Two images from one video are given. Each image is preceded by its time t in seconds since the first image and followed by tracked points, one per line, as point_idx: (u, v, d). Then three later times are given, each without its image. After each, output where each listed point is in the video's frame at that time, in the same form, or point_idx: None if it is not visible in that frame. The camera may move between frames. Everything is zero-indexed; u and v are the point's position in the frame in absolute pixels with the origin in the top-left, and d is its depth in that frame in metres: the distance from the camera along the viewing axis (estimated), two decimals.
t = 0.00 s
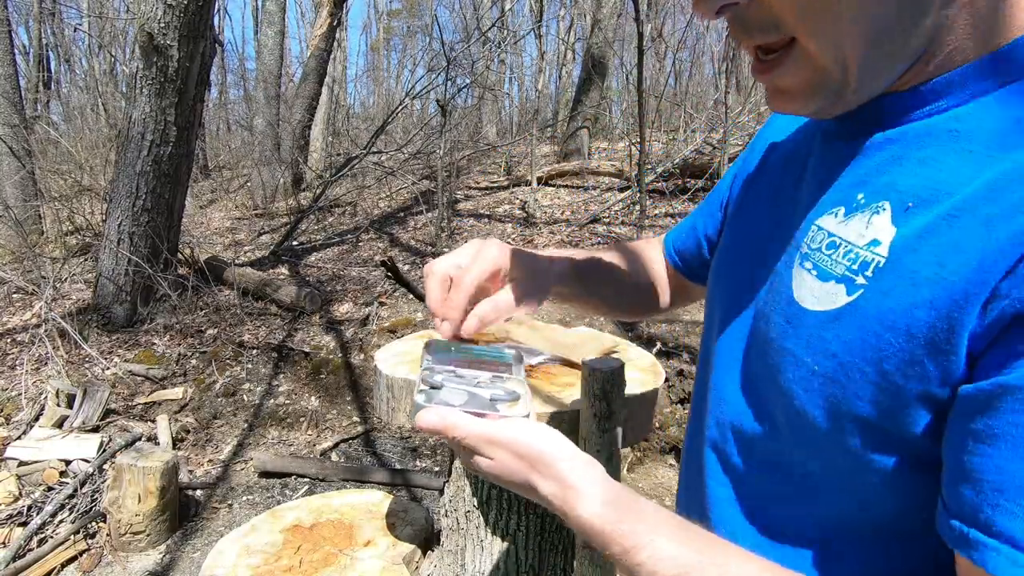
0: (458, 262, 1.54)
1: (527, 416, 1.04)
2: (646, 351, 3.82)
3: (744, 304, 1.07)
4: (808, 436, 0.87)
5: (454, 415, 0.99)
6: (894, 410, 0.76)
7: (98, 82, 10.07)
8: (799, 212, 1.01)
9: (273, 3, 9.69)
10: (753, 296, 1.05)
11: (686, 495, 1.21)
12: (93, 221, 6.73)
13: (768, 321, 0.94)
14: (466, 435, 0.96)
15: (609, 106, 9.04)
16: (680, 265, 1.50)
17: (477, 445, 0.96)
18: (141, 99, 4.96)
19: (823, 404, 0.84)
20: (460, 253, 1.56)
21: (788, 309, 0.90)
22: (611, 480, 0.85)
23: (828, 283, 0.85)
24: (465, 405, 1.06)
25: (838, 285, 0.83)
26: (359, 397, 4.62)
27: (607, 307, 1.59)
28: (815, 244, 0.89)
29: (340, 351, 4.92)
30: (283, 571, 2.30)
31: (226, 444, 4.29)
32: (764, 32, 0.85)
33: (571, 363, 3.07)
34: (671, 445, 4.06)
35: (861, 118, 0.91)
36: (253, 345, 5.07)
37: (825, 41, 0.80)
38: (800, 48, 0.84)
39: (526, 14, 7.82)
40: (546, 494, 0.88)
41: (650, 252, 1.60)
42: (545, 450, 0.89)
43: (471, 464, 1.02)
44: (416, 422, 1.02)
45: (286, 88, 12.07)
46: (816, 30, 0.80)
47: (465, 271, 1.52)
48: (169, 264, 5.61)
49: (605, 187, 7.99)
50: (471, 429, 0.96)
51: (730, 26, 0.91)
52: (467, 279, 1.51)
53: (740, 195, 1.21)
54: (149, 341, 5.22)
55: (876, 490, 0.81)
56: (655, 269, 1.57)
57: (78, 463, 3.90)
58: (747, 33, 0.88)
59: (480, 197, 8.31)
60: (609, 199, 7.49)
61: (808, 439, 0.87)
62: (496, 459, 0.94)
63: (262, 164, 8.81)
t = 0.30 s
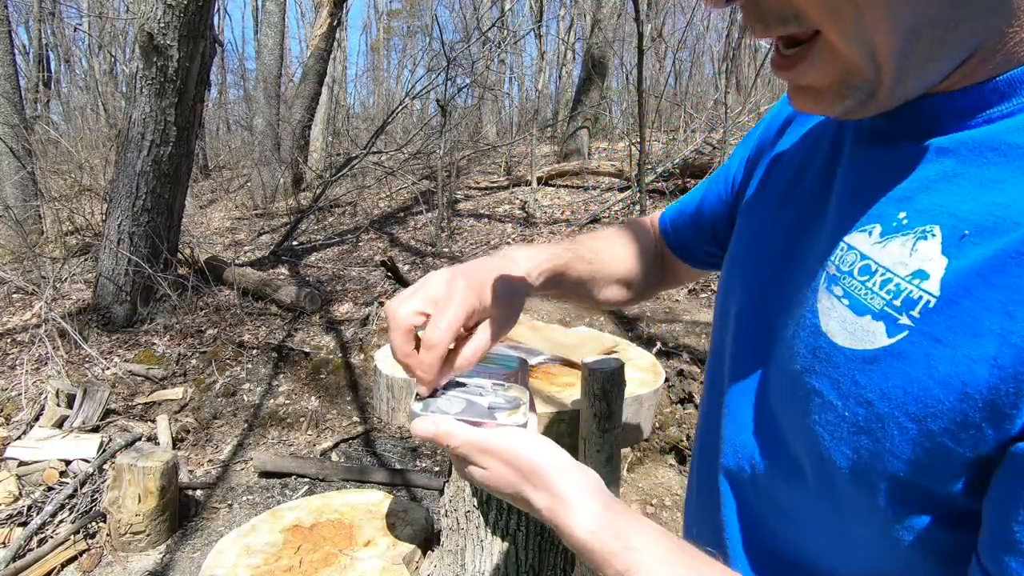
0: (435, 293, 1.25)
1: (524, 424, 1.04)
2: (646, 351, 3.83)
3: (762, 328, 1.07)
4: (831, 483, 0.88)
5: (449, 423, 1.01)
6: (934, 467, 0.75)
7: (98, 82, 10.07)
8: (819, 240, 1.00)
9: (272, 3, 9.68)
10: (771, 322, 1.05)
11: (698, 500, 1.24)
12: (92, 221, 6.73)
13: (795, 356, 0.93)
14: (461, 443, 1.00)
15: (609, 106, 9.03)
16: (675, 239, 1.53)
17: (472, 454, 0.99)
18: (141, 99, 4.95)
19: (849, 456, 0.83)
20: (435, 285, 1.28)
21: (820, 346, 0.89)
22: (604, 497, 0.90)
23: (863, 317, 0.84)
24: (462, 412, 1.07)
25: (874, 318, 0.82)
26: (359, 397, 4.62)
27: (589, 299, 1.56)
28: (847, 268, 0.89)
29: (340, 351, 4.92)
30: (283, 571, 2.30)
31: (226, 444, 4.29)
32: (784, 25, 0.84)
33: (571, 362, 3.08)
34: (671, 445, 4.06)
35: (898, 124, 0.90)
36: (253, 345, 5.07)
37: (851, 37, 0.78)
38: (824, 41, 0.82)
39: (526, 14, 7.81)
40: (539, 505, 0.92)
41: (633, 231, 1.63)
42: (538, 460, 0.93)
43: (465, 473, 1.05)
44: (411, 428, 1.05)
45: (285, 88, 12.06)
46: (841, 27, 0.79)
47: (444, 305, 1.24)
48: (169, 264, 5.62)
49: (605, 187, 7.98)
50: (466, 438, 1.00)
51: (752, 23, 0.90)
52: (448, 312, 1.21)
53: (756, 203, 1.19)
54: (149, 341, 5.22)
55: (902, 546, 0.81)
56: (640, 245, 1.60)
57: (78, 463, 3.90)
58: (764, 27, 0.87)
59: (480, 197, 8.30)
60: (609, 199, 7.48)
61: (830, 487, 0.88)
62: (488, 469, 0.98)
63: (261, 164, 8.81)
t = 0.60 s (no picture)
0: (441, 307, 1.07)
1: (537, 442, 1.00)
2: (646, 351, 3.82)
3: (793, 332, 0.99)
4: (890, 513, 0.77)
5: (457, 440, 0.97)
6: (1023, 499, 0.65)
7: (98, 82, 10.09)
8: (862, 237, 0.92)
9: (272, 3, 9.69)
10: (804, 326, 0.97)
11: (719, 522, 1.14)
12: (92, 221, 6.73)
13: (845, 370, 0.84)
14: (468, 462, 0.95)
15: (608, 106, 9.03)
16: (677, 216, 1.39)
17: (481, 474, 0.95)
18: (141, 99, 4.96)
19: (918, 483, 0.73)
20: (441, 295, 1.09)
21: (878, 354, 0.79)
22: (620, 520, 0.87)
23: (939, 333, 0.73)
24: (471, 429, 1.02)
25: (951, 333, 0.72)
26: (359, 397, 4.62)
27: (595, 278, 1.43)
28: (910, 275, 0.79)
29: (340, 351, 4.92)
30: (283, 571, 2.30)
31: (226, 444, 4.29)
32: (840, 17, 0.84)
33: (571, 362, 3.08)
34: (671, 444, 4.05)
35: (948, 120, 0.83)
36: (253, 345, 5.07)
37: (922, 32, 0.77)
38: (885, 32, 0.81)
39: (526, 14, 7.81)
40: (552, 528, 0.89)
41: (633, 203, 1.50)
42: (551, 478, 0.90)
43: (472, 494, 1.01)
44: (415, 445, 1.00)
45: (285, 88, 12.06)
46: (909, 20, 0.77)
47: (451, 323, 1.06)
48: (169, 264, 5.62)
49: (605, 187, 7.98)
50: (475, 456, 0.95)
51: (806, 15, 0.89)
52: (458, 336, 1.04)
53: (782, 199, 1.11)
54: (149, 341, 5.22)
55: None
56: (643, 216, 1.47)
57: (77, 463, 3.89)
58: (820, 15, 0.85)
59: (480, 197, 8.31)
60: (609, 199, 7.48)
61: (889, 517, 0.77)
62: (498, 489, 0.94)
63: (261, 164, 8.81)
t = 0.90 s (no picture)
0: (449, 320, 1.03)
1: (546, 452, 1.01)
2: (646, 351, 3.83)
3: (813, 336, 0.98)
4: (923, 528, 0.76)
5: (464, 452, 0.97)
6: None
7: (98, 82, 10.09)
8: (887, 242, 0.91)
9: (272, 3, 9.68)
10: (826, 330, 0.96)
11: (729, 525, 1.14)
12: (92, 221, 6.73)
13: (882, 379, 0.82)
14: (477, 474, 0.95)
15: (608, 106, 9.03)
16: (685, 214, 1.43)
17: (490, 486, 0.95)
18: (141, 99, 4.95)
19: (959, 501, 0.72)
20: (449, 307, 1.04)
21: (917, 365, 0.78)
22: (632, 531, 0.89)
23: (986, 344, 0.72)
24: (477, 440, 1.03)
25: (999, 345, 0.71)
26: (360, 397, 4.62)
27: (595, 271, 1.44)
28: (951, 282, 0.78)
29: (341, 351, 4.92)
30: (283, 571, 2.30)
31: (226, 444, 4.29)
32: (884, 8, 0.84)
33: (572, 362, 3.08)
34: (671, 444, 4.06)
35: (988, 119, 0.82)
36: (253, 345, 5.07)
37: (974, 21, 0.77)
38: (932, 21, 0.81)
39: (526, 14, 7.81)
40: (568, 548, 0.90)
41: (636, 194, 1.54)
42: (562, 494, 0.91)
43: (479, 504, 1.01)
44: (420, 457, 1.00)
45: (285, 88, 12.06)
46: (963, 9, 0.78)
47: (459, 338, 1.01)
48: (168, 264, 5.65)
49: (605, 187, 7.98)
50: (483, 469, 0.95)
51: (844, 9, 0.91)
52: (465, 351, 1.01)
53: (800, 199, 1.11)
54: (148, 340, 5.22)
55: None
56: (652, 211, 1.51)
57: (78, 463, 3.90)
58: (862, 6, 0.86)
59: (480, 197, 8.31)
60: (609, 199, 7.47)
61: (920, 532, 0.76)
62: (510, 503, 0.93)
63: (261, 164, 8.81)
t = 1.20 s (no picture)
0: (469, 315, 1.02)
1: (550, 457, 1.01)
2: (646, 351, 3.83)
3: (822, 338, 0.98)
4: (934, 536, 0.77)
5: (467, 457, 0.96)
6: None
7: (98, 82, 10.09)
8: (898, 245, 0.90)
9: (272, 3, 9.68)
10: (836, 333, 0.95)
11: (733, 526, 1.15)
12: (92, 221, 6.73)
13: (892, 383, 0.82)
14: (480, 480, 0.94)
15: (608, 106, 9.03)
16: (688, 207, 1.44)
17: (493, 492, 0.94)
18: (141, 99, 4.95)
19: (974, 509, 0.73)
20: (466, 301, 1.04)
21: (928, 371, 0.78)
22: (637, 538, 0.90)
23: (1001, 350, 0.72)
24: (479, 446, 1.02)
25: (1014, 351, 0.71)
26: (360, 397, 4.61)
27: (597, 255, 1.46)
28: (964, 285, 0.77)
29: (341, 351, 4.92)
30: (283, 571, 2.30)
31: (226, 444, 4.29)
32: (897, 11, 0.82)
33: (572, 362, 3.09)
34: (671, 444, 4.06)
35: (1003, 117, 0.81)
36: (253, 345, 5.07)
37: (991, 20, 0.77)
38: (943, 22, 0.80)
39: (526, 14, 7.81)
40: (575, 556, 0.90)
41: (638, 176, 1.54)
42: (569, 501, 0.92)
43: (481, 509, 1.01)
44: (422, 462, 0.99)
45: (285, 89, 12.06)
46: (979, 7, 0.77)
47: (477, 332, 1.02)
48: (168, 264, 5.64)
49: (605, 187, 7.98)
50: (486, 474, 0.94)
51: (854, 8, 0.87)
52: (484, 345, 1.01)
53: (810, 199, 1.10)
54: (148, 340, 5.23)
55: None
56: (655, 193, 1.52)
57: (78, 463, 3.90)
58: (876, 8, 0.83)
59: (479, 197, 8.31)
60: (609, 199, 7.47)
61: (932, 539, 0.77)
62: (514, 509, 0.93)
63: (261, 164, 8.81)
